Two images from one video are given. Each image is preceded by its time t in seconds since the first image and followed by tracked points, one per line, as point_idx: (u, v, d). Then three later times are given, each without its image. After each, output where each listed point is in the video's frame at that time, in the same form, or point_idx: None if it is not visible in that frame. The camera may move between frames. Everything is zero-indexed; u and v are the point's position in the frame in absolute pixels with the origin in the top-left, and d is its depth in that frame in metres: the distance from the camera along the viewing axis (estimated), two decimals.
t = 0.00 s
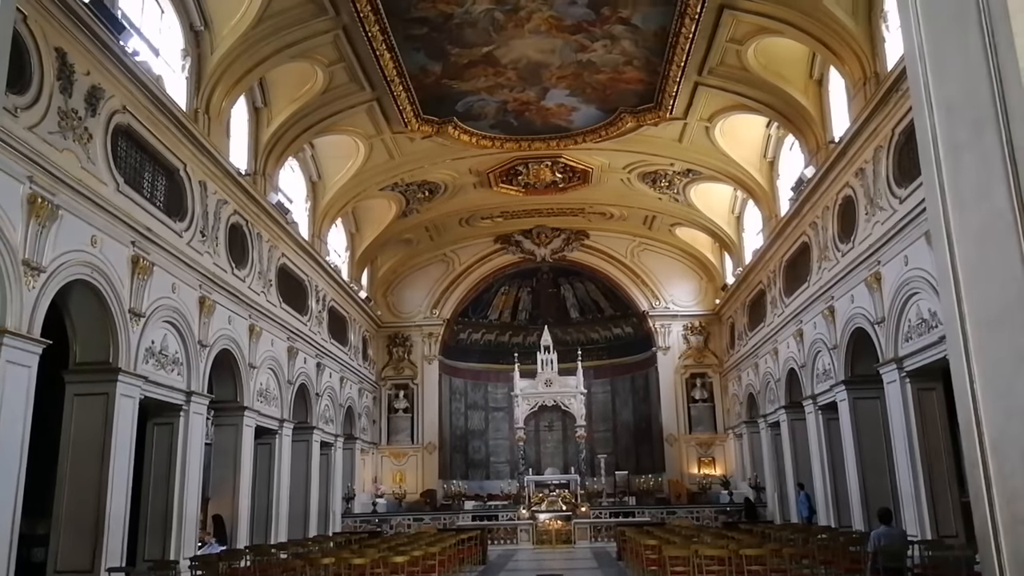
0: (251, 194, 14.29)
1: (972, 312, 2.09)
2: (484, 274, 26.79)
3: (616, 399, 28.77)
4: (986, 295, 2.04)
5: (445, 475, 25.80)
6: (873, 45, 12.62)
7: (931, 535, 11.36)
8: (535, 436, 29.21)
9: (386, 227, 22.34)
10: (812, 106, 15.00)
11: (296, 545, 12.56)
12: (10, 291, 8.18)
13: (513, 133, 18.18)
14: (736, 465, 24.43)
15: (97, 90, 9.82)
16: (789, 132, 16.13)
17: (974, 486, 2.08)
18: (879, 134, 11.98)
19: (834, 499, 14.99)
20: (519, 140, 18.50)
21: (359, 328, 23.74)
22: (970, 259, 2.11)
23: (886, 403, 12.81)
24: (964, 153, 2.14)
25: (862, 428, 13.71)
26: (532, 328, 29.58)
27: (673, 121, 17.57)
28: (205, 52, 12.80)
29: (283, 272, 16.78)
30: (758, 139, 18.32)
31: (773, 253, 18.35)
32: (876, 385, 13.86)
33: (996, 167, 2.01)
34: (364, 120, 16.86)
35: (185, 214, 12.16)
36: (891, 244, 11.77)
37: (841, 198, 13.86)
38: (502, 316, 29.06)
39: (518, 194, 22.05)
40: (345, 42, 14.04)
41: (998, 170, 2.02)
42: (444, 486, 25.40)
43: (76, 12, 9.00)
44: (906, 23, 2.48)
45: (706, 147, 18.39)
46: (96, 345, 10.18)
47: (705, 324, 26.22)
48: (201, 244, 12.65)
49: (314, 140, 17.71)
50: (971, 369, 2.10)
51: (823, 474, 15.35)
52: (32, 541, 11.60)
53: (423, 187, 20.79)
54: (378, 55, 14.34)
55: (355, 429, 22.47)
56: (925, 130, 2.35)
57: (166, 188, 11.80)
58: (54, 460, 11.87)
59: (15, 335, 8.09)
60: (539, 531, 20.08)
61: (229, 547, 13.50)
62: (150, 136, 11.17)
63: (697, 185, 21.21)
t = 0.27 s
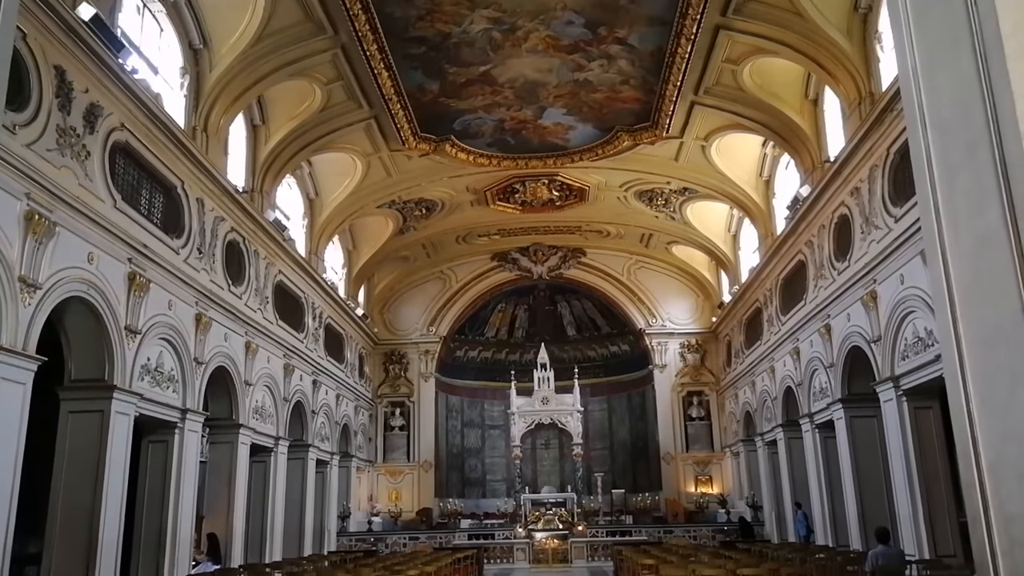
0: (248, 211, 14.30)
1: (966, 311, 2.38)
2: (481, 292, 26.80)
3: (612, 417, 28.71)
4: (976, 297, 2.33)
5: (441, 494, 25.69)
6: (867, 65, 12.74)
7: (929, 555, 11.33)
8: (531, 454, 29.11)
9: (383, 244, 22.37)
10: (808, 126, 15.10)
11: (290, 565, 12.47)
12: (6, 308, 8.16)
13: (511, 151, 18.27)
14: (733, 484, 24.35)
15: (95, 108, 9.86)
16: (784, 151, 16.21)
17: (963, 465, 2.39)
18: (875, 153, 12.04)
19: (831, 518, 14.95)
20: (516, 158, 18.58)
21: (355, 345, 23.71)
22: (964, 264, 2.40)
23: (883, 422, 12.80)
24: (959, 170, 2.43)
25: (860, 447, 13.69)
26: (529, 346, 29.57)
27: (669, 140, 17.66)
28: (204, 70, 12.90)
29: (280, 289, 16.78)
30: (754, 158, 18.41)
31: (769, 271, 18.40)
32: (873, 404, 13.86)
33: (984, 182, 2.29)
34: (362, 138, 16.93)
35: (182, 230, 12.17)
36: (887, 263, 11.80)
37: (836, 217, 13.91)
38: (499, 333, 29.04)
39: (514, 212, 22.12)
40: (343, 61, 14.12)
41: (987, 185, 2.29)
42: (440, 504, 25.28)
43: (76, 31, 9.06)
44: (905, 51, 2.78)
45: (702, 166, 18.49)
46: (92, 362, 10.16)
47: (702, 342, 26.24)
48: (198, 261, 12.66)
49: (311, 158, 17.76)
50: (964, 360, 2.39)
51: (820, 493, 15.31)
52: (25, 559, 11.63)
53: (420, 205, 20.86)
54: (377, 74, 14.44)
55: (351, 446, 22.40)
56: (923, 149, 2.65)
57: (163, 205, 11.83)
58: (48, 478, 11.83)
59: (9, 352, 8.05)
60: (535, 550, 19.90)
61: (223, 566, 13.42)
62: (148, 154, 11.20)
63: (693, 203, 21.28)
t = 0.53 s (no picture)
0: (250, 227, 14.36)
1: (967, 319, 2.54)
2: (483, 308, 26.81)
3: (613, 434, 28.61)
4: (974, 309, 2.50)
5: (442, 511, 25.57)
6: (868, 83, 12.80)
7: None
8: (532, 471, 29.00)
9: (385, 260, 22.40)
10: (809, 144, 15.15)
11: None
12: (7, 322, 8.17)
13: (512, 168, 18.34)
14: (735, 502, 24.21)
15: (99, 124, 9.91)
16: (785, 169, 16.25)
17: (962, 465, 2.57)
18: (875, 171, 12.07)
19: (833, 537, 14.86)
20: (518, 175, 18.64)
21: (357, 361, 23.70)
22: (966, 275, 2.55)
23: (886, 440, 12.74)
24: (959, 190, 2.59)
25: (862, 467, 13.61)
26: (530, 362, 29.54)
27: (670, 158, 17.73)
28: (207, 87, 13.01)
29: (281, 305, 16.80)
30: (755, 176, 18.46)
31: (771, 288, 18.40)
32: (875, 422, 13.79)
33: (982, 201, 2.45)
34: (365, 155, 17.00)
35: (185, 246, 12.20)
36: (889, 281, 11.79)
37: (837, 235, 13.92)
38: (500, 350, 29.01)
39: (516, 229, 22.16)
40: (347, 78, 14.21)
41: (988, 200, 2.44)
42: (440, 521, 25.16)
43: (81, 47, 9.13)
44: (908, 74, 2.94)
45: (703, 183, 18.54)
46: (93, 377, 10.17)
47: (704, 359, 26.19)
48: (200, 277, 12.67)
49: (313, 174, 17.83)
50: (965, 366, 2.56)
51: (823, 512, 15.22)
52: None
53: (422, 221, 20.91)
54: (380, 91, 14.53)
55: (351, 463, 22.33)
56: (926, 169, 2.82)
57: (166, 221, 11.86)
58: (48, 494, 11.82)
59: (11, 367, 8.06)
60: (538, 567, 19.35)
61: None
62: (151, 169, 11.24)
63: (694, 221, 21.32)
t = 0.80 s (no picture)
0: (251, 244, 14.40)
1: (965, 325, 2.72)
2: (482, 325, 26.82)
3: (613, 452, 28.51)
4: (973, 320, 2.68)
5: (441, 529, 25.43)
6: (866, 102, 12.87)
7: None
8: (531, 489, 28.87)
9: (385, 277, 22.42)
10: (808, 163, 15.19)
11: None
12: (6, 339, 8.17)
13: (512, 186, 18.40)
14: (735, 521, 24.06)
15: (101, 141, 9.95)
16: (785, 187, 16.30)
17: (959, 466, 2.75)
18: (875, 190, 12.11)
19: (835, 557, 14.78)
20: (518, 193, 18.70)
21: (356, 378, 23.66)
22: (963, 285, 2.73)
23: (887, 459, 12.69)
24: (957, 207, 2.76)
25: (863, 486, 13.54)
26: (530, 380, 29.51)
27: (670, 176, 17.79)
28: (208, 105, 13.07)
29: (281, 322, 16.80)
30: (754, 195, 18.51)
31: (770, 306, 18.41)
32: (876, 440, 13.74)
33: (980, 217, 2.63)
34: (366, 172, 17.07)
35: (185, 263, 12.21)
36: (889, 299, 11.79)
37: (837, 253, 13.95)
38: (500, 367, 28.98)
39: (516, 246, 22.20)
40: (348, 97, 14.29)
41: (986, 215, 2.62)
42: (439, 540, 25.01)
43: (84, 65, 9.18)
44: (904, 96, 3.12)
45: (703, 201, 18.60)
46: (92, 394, 10.15)
47: (703, 377, 26.14)
48: (200, 293, 12.68)
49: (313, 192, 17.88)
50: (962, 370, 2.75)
51: (824, 531, 15.14)
52: None
53: (422, 238, 20.94)
54: (381, 109, 14.61)
55: (350, 481, 22.22)
56: (923, 187, 3.00)
57: (167, 238, 11.88)
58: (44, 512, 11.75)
59: (9, 384, 8.04)
60: None
61: None
62: (151, 187, 11.27)
63: (694, 239, 21.36)
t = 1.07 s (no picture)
0: (249, 259, 14.41)
1: (963, 344, 2.73)
2: (480, 340, 26.80)
3: (611, 468, 28.41)
4: (969, 335, 2.69)
5: (438, 546, 25.29)
6: (862, 119, 12.93)
7: None
8: (529, 505, 28.74)
9: (383, 293, 22.41)
10: (804, 179, 15.24)
11: None
12: (3, 354, 8.15)
13: (510, 201, 18.44)
14: (733, 538, 23.93)
15: (99, 156, 9.98)
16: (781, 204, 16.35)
17: (957, 481, 2.76)
18: (871, 206, 12.15)
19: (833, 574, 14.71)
20: (516, 209, 18.75)
21: (353, 394, 23.61)
22: (960, 304, 2.75)
23: (885, 475, 12.67)
24: (953, 224, 2.78)
25: (861, 502, 13.51)
26: (527, 395, 29.46)
27: (667, 192, 17.85)
28: (207, 121, 13.13)
29: (279, 337, 16.79)
30: (751, 211, 18.56)
31: (767, 322, 18.43)
32: (874, 456, 13.72)
33: (974, 234, 2.65)
34: (364, 188, 17.12)
35: (183, 278, 12.22)
36: (885, 314, 11.81)
37: (833, 269, 13.98)
38: (497, 383, 28.94)
39: (514, 262, 22.22)
40: (346, 112, 14.34)
41: (981, 235, 2.63)
42: (436, 557, 24.86)
43: (83, 81, 9.22)
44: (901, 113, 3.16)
45: (700, 217, 18.66)
46: (89, 410, 10.13)
47: (701, 393, 26.09)
48: (197, 308, 12.67)
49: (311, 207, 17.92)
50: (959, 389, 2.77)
51: (822, 548, 15.07)
52: None
53: (420, 254, 20.96)
54: (379, 125, 14.67)
55: (346, 497, 22.11)
56: (919, 205, 3.03)
57: (165, 253, 11.89)
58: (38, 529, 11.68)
59: (5, 400, 8.01)
60: None
61: None
62: (150, 203, 11.30)
63: (691, 254, 21.40)
